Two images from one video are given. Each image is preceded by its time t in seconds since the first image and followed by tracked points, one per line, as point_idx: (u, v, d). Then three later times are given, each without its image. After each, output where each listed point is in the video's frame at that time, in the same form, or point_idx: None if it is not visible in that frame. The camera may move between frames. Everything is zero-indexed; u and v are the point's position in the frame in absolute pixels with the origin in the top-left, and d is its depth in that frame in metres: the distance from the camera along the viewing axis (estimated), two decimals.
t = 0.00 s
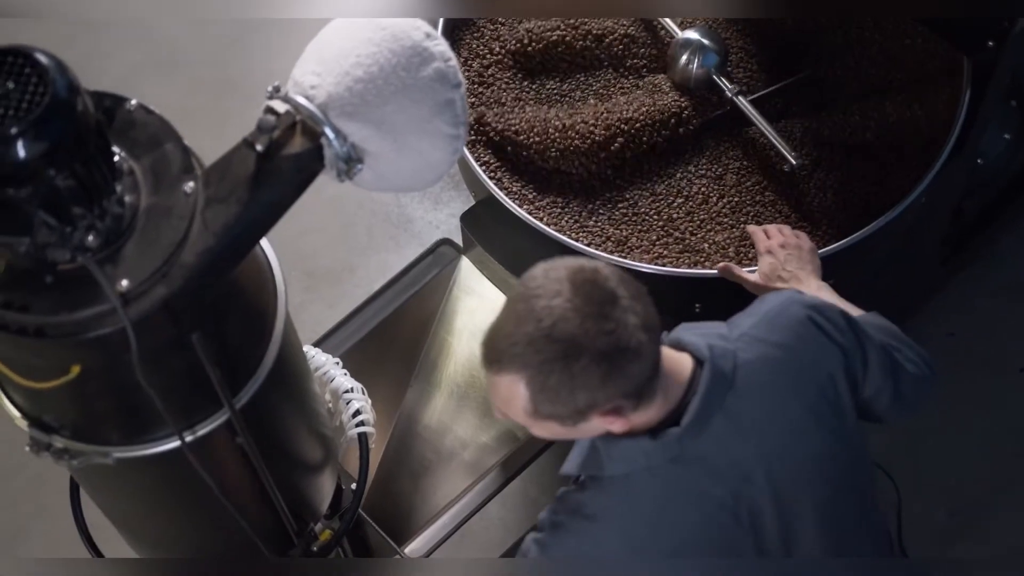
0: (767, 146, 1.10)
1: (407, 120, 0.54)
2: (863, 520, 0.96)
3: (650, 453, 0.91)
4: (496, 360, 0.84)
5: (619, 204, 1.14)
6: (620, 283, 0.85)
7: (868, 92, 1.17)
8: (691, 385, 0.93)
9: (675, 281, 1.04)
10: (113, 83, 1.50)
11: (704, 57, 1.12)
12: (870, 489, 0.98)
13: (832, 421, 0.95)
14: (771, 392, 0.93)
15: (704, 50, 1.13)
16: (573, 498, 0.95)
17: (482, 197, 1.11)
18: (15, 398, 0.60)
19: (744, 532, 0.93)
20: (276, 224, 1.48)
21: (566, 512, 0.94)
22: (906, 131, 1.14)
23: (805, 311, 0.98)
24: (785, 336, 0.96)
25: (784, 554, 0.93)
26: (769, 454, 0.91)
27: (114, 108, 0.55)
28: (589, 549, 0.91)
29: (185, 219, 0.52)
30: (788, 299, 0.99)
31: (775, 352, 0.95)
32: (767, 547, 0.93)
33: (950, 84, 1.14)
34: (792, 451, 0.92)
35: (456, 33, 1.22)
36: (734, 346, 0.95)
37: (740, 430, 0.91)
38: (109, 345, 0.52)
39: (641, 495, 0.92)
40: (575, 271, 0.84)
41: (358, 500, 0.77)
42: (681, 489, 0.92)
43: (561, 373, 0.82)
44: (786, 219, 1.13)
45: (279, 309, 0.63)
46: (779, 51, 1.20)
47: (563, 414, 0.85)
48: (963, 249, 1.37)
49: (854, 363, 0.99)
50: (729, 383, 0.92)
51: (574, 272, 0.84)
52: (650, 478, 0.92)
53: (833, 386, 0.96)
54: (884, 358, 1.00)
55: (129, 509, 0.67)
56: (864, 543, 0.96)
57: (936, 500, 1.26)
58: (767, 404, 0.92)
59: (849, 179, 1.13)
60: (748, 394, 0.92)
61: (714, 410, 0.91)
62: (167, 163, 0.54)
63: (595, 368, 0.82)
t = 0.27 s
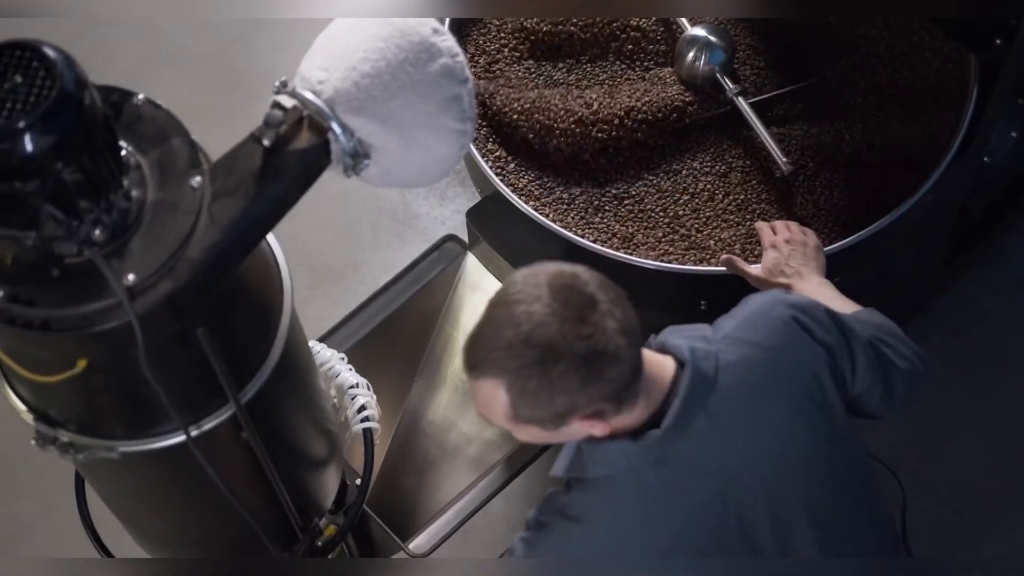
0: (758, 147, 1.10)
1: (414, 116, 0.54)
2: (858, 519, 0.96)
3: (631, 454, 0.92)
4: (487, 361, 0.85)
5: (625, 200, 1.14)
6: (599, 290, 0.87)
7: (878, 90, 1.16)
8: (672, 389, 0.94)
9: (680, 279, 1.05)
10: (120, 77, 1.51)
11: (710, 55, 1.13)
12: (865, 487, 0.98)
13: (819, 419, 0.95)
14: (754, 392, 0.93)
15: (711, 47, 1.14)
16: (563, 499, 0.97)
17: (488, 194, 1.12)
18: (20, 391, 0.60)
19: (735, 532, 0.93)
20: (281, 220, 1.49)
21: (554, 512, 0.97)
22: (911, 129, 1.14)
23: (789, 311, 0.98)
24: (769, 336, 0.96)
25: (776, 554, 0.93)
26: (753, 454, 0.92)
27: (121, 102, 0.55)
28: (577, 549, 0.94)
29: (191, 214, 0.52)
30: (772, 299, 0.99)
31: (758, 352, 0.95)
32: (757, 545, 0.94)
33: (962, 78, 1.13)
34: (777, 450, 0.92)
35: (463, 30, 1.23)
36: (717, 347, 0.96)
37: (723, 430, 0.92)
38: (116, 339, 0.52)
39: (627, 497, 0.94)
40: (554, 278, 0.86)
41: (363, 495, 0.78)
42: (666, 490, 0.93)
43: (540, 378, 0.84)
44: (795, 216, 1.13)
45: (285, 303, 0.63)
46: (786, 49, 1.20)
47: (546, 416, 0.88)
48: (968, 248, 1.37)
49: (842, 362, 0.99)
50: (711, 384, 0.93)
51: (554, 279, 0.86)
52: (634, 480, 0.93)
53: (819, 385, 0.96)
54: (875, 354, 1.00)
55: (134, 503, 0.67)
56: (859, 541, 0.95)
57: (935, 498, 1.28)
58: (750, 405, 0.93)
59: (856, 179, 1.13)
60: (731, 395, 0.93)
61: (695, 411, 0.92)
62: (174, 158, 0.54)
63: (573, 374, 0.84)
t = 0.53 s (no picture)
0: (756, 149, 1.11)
1: (417, 111, 0.54)
2: (850, 514, 0.96)
3: (615, 454, 0.93)
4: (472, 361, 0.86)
5: (627, 196, 1.14)
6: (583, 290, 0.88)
7: (882, 87, 1.15)
8: (657, 388, 0.93)
9: (682, 275, 1.05)
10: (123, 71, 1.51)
11: (714, 50, 1.15)
12: (857, 483, 0.97)
13: (808, 417, 0.94)
14: (740, 391, 0.93)
15: (714, 43, 1.15)
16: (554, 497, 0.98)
17: (491, 189, 1.12)
18: (23, 385, 0.60)
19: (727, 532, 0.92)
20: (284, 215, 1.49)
21: (543, 510, 0.98)
22: (914, 127, 1.14)
23: (775, 309, 0.98)
24: (755, 334, 0.96)
25: (769, 552, 0.93)
26: (740, 454, 0.91)
27: (124, 96, 0.55)
28: (566, 548, 0.95)
29: (194, 208, 0.52)
30: (759, 297, 0.99)
31: (744, 351, 0.94)
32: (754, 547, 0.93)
33: (966, 74, 1.12)
34: (765, 450, 0.92)
35: (465, 24, 1.22)
36: (702, 346, 0.95)
37: (709, 430, 0.92)
38: (118, 333, 0.52)
39: (613, 496, 0.94)
40: (540, 278, 0.87)
41: (364, 491, 0.78)
42: (652, 490, 0.93)
43: (523, 379, 0.85)
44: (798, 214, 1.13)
45: (287, 299, 0.63)
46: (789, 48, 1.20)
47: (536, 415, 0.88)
48: (970, 246, 1.37)
49: (830, 359, 0.99)
50: (696, 384, 0.92)
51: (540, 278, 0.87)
52: (620, 480, 0.94)
53: (806, 383, 0.96)
54: (865, 349, 0.99)
55: (137, 497, 0.67)
56: (852, 537, 0.95)
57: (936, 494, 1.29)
58: (736, 404, 0.92)
59: (859, 176, 1.14)
60: (716, 395, 0.92)
61: (679, 411, 0.92)
62: (177, 153, 0.54)
63: (556, 373, 0.85)
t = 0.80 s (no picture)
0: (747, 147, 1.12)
1: (418, 107, 0.54)
2: (844, 512, 0.95)
3: (602, 454, 0.93)
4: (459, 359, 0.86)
5: (628, 193, 1.14)
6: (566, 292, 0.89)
7: (885, 86, 1.16)
8: (643, 388, 0.95)
9: (682, 273, 1.05)
10: (124, 66, 1.51)
11: (715, 47, 1.15)
12: (851, 480, 0.97)
13: (797, 415, 0.95)
14: (726, 390, 0.93)
15: (715, 39, 1.15)
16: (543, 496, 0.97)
17: (493, 185, 1.12)
18: (23, 380, 0.60)
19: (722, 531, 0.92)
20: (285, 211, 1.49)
21: (532, 510, 0.97)
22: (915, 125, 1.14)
23: (762, 308, 0.98)
24: (741, 333, 0.96)
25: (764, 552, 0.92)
26: (728, 452, 0.92)
27: (125, 91, 0.55)
28: (555, 547, 0.94)
29: (195, 203, 0.52)
30: (745, 298, 1.00)
31: (730, 350, 0.95)
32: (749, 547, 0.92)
33: (966, 71, 1.12)
34: (754, 448, 0.92)
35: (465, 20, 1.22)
36: (688, 346, 0.96)
37: (696, 429, 0.92)
38: (119, 329, 0.52)
39: (602, 496, 0.94)
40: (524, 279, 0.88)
41: (364, 487, 0.78)
42: (641, 489, 0.93)
43: (503, 381, 0.86)
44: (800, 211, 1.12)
45: (288, 295, 0.63)
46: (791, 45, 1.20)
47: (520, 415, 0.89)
48: (971, 243, 1.37)
49: (820, 357, 0.99)
50: (681, 384, 0.93)
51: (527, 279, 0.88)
52: (609, 479, 0.94)
53: (795, 381, 0.96)
54: (855, 347, 1.00)
55: (137, 493, 0.67)
56: (847, 535, 0.95)
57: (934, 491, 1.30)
58: (722, 403, 0.93)
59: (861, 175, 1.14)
60: (702, 394, 0.93)
61: (665, 410, 0.93)
62: (178, 148, 0.54)
63: (536, 375, 0.86)
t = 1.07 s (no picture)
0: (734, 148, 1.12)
1: (417, 105, 0.54)
2: (833, 511, 0.95)
3: (584, 456, 0.93)
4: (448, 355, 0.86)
5: (627, 192, 1.14)
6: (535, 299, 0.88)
7: (884, 85, 1.16)
8: (624, 392, 0.94)
9: (682, 271, 1.05)
10: (123, 65, 1.51)
11: (715, 46, 1.15)
12: (841, 479, 0.96)
13: (782, 416, 0.94)
14: (708, 393, 0.92)
15: (715, 38, 1.15)
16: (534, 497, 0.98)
17: (492, 183, 1.12)
18: (22, 378, 0.60)
19: (711, 535, 0.92)
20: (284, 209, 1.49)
21: (520, 511, 0.98)
22: (914, 125, 1.14)
23: (745, 310, 0.97)
24: (723, 336, 0.95)
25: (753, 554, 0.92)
26: (711, 454, 0.91)
27: (124, 89, 0.55)
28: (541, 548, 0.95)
29: (194, 201, 0.52)
30: (728, 300, 0.98)
31: (711, 353, 0.94)
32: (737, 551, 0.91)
33: (967, 71, 1.12)
34: (737, 450, 0.92)
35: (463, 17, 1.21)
36: (670, 349, 0.95)
37: (677, 432, 0.92)
38: (118, 327, 0.51)
39: (586, 498, 0.94)
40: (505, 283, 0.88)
41: (363, 485, 0.78)
42: (626, 491, 0.93)
43: (473, 387, 0.85)
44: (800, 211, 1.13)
45: (286, 293, 0.63)
46: (790, 46, 1.20)
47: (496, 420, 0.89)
48: (970, 242, 1.38)
49: (805, 357, 0.98)
50: (661, 387, 0.93)
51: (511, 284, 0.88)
52: (593, 481, 0.94)
53: (780, 383, 0.95)
54: (842, 346, 0.98)
55: (136, 491, 0.67)
56: (837, 536, 0.94)
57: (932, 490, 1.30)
58: (704, 406, 0.92)
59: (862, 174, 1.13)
60: (683, 397, 0.92)
61: (645, 415, 0.92)
62: (178, 145, 0.54)
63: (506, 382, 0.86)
